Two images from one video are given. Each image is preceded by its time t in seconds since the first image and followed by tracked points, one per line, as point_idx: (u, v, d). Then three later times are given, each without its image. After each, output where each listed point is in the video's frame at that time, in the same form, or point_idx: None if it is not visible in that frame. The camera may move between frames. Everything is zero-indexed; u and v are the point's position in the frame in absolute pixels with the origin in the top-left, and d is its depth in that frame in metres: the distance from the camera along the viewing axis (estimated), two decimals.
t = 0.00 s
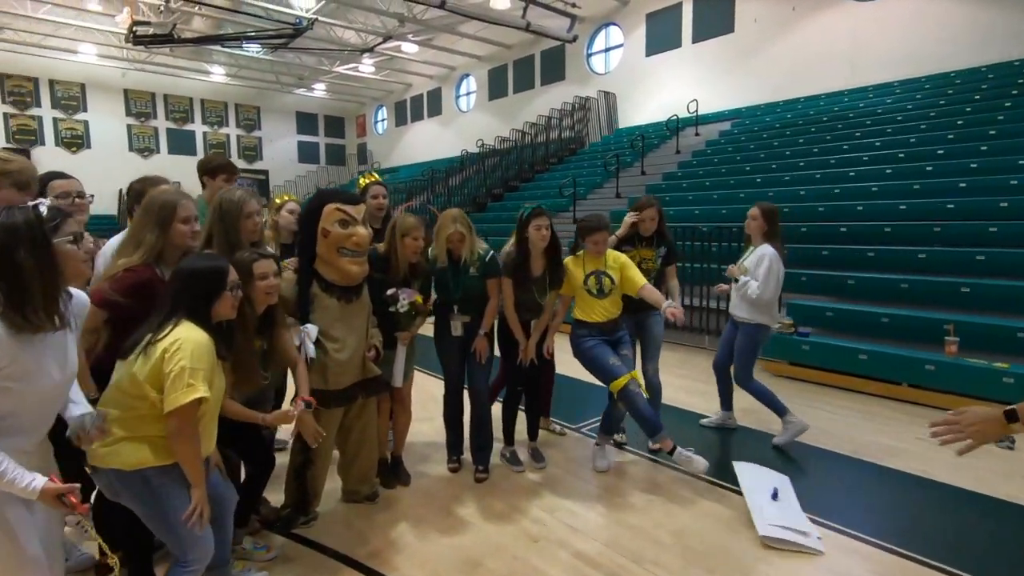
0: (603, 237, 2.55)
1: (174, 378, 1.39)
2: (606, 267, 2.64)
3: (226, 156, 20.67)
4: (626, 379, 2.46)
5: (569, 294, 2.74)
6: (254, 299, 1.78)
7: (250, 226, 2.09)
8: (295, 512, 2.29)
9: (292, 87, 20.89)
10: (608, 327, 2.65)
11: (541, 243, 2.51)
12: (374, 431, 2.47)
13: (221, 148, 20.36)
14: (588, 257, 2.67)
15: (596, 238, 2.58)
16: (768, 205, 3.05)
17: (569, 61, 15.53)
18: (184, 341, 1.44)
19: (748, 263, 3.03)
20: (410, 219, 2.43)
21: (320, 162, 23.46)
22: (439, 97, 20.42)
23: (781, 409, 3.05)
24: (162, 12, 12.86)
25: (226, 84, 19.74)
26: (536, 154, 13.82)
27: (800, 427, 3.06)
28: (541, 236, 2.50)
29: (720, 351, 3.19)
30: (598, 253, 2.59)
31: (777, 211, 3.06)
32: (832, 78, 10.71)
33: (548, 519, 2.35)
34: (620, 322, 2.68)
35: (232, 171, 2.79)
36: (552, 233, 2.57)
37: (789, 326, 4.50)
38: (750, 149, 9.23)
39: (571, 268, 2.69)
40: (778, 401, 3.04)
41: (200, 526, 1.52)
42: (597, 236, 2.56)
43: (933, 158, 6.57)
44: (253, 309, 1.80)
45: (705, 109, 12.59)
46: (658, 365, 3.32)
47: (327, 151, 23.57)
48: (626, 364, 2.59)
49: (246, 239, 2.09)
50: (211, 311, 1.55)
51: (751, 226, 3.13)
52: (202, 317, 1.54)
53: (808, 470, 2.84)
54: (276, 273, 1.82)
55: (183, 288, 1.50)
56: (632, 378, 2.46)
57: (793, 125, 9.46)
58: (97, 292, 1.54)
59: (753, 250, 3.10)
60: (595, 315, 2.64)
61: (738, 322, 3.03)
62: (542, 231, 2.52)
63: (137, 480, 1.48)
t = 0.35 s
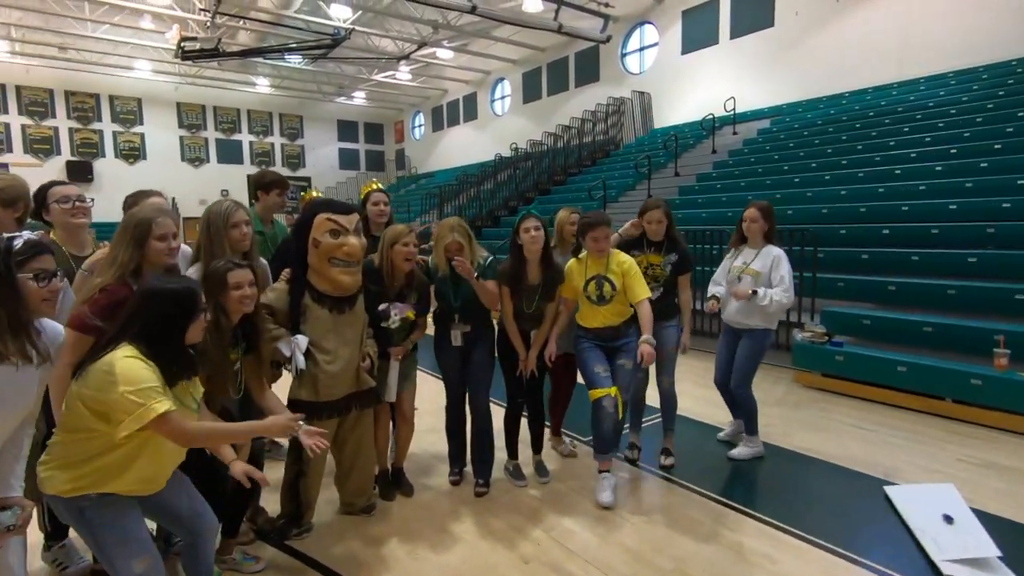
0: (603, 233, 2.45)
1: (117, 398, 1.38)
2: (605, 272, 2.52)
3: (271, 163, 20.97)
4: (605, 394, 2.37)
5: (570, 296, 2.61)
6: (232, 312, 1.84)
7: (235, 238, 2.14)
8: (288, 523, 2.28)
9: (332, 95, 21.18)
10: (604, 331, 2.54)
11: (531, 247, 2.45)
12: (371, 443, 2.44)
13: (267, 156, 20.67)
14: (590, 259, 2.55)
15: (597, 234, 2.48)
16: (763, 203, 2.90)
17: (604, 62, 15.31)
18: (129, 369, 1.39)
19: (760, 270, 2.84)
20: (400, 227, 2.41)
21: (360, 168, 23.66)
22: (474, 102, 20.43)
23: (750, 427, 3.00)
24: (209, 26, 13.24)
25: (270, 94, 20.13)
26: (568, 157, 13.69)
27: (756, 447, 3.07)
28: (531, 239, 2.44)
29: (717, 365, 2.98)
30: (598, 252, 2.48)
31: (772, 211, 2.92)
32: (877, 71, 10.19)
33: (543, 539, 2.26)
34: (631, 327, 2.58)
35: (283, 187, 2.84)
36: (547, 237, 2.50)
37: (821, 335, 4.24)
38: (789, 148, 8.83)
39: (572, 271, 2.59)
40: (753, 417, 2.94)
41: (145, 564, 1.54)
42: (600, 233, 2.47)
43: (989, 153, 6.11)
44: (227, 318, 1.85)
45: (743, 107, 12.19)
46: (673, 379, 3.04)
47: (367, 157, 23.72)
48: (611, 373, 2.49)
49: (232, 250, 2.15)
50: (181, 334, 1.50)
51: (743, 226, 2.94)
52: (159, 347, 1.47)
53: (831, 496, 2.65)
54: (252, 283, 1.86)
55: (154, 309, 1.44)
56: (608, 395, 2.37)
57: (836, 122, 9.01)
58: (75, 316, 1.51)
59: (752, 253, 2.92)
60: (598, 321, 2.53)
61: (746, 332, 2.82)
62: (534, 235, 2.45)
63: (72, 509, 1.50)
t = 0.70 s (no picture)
0: (609, 238, 2.47)
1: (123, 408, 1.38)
2: (608, 284, 2.51)
3: (322, 173, 21.61)
4: (580, 413, 2.51)
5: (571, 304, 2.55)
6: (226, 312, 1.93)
7: (237, 249, 2.30)
8: (289, 529, 2.33)
9: (380, 107, 21.72)
10: (597, 343, 2.52)
11: (531, 257, 2.44)
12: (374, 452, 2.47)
13: (317, 167, 21.35)
14: (595, 268, 2.54)
15: (607, 239, 2.47)
16: (767, 211, 2.78)
17: (646, 68, 15.06)
18: (142, 375, 1.43)
19: (773, 283, 2.72)
20: (407, 247, 2.44)
21: (406, 176, 24.08)
22: (517, 111, 20.48)
23: (771, 447, 2.86)
24: (264, 43, 13.80)
25: (321, 107, 20.84)
26: (607, 164, 13.56)
27: (779, 469, 2.94)
28: (531, 250, 2.42)
29: (730, 382, 2.83)
30: (602, 260, 2.50)
31: (776, 219, 2.80)
32: (938, 71, 9.59)
33: (540, 556, 2.23)
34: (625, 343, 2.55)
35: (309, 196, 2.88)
36: (550, 245, 2.47)
37: (861, 351, 4.00)
38: (839, 152, 8.42)
39: (572, 280, 2.57)
40: (771, 436, 2.79)
41: (167, 559, 1.55)
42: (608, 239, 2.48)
43: None
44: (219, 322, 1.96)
45: (792, 111, 11.73)
46: (692, 397, 2.87)
47: (413, 166, 24.12)
48: (592, 392, 2.55)
49: (232, 256, 2.31)
50: (194, 345, 1.50)
51: (746, 236, 2.82)
52: (177, 349, 1.49)
53: (857, 527, 2.48)
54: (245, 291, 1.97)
55: (175, 321, 1.48)
56: (582, 415, 2.52)
57: (891, 124, 8.53)
58: (75, 325, 1.63)
59: (760, 265, 2.79)
60: (604, 333, 2.51)
61: (758, 346, 2.71)
62: (537, 246, 2.43)
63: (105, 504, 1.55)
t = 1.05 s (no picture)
0: (629, 238, 2.42)
1: (182, 405, 1.43)
2: (628, 285, 2.48)
3: (368, 175, 22.09)
4: (597, 418, 2.48)
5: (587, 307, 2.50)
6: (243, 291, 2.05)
7: (263, 246, 2.36)
8: (307, 521, 2.39)
9: (424, 110, 22.03)
10: (615, 348, 2.49)
11: (545, 261, 2.43)
12: (392, 445, 2.50)
13: (364, 168, 21.84)
14: (615, 270, 2.50)
15: (628, 239, 2.42)
16: (794, 216, 2.67)
17: (692, 67, 14.71)
18: (178, 370, 1.45)
19: (809, 290, 2.62)
20: (420, 231, 2.49)
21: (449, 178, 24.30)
22: (560, 112, 20.35)
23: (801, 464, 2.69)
24: (314, 49, 14.23)
25: (368, 110, 21.33)
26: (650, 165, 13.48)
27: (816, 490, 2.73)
28: (544, 253, 2.42)
29: (760, 394, 2.71)
30: (624, 260, 2.45)
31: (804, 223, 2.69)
32: (1007, 64, 8.96)
33: (547, 561, 2.22)
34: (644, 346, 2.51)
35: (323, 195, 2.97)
36: (563, 248, 2.46)
37: (907, 363, 3.77)
38: (894, 153, 7.98)
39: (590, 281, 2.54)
40: (802, 452, 2.64)
41: (197, 549, 1.58)
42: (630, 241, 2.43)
43: None
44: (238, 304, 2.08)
45: (845, 109, 11.21)
46: (719, 406, 2.76)
47: (457, 167, 24.33)
48: (609, 396, 2.51)
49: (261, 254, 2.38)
50: (228, 338, 1.56)
51: (775, 241, 2.68)
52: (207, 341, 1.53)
53: (888, 549, 2.35)
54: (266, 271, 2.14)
55: (197, 316, 1.51)
56: (601, 420, 2.49)
57: (952, 122, 8.03)
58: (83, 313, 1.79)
59: (791, 271, 2.68)
60: (623, 336, 2.47)
61: (797, 357, 2.59)
62: (549, 250, 2.42)
63: (135, 498, 1.55)
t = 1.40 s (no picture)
0: (637, 248, 2.39)
1: (188, 394, 1.56)
2: (647, 298, 2.44)
3: (412, 181, 22.53)
4: (612, 427, 2.46)
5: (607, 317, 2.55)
6: (266, 291, 2.10)
7: (294, 250, 2.45)
8: (325, 516, 2.48)
9: (468, 117, 22.30)
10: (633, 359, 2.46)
11: (560, 275, 2.46)
12: (410, 446, 2.56)
13: (408, 174, 22.28)
14: (632, 281, 2.47)
15: (631, 245, 2.39)
16: (838, 227, 2.44)
17: (739, 73, 14.38)
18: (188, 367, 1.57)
19: (858, 308, 2.38)
20: (440, 236, 2.55)
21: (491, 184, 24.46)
22: (602, 118, 20.18)
23: (851, 507, 2.36)
24: (363, 58, 14.66)
25: (413, 117, 21.76)
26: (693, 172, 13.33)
27: (863, 540, 2.39)
28: (560, 269, 2.45)
29: (800, 419, 2.61)
30: (637, 274, 2.43)
31: (850, 235, 2.45)
32: None
33: (557, 570, 2.22)
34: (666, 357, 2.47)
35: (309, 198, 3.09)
36: (579, 262, 2.48)
37: (955, 384, 3.56)
38: (951, 161, 7.57)
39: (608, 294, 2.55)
40: (855, 492, 2.33)
41: (201, 533, 1.68)
42: (647, 252, 2.41)
43: None
44: (262, 302, 2.12)
45: (901, 116, 10.70)
46: (744, 422, 2.66)
47: (499, 173, 24.49)
48: (626, 407, 2.49)
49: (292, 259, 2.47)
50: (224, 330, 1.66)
51: (815, 255, 2.46)
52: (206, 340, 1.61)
53: None
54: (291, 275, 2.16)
55: (199, 315, 1.60)
56: (616, 430, 2.46)
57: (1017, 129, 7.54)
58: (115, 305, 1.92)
59: (835, 289, 2.45)
60: (634, 347, 2.45)
61: (845, 379, 2.36)
62: (564, 264, 2.45)
63: (148, 484, 1.63)
